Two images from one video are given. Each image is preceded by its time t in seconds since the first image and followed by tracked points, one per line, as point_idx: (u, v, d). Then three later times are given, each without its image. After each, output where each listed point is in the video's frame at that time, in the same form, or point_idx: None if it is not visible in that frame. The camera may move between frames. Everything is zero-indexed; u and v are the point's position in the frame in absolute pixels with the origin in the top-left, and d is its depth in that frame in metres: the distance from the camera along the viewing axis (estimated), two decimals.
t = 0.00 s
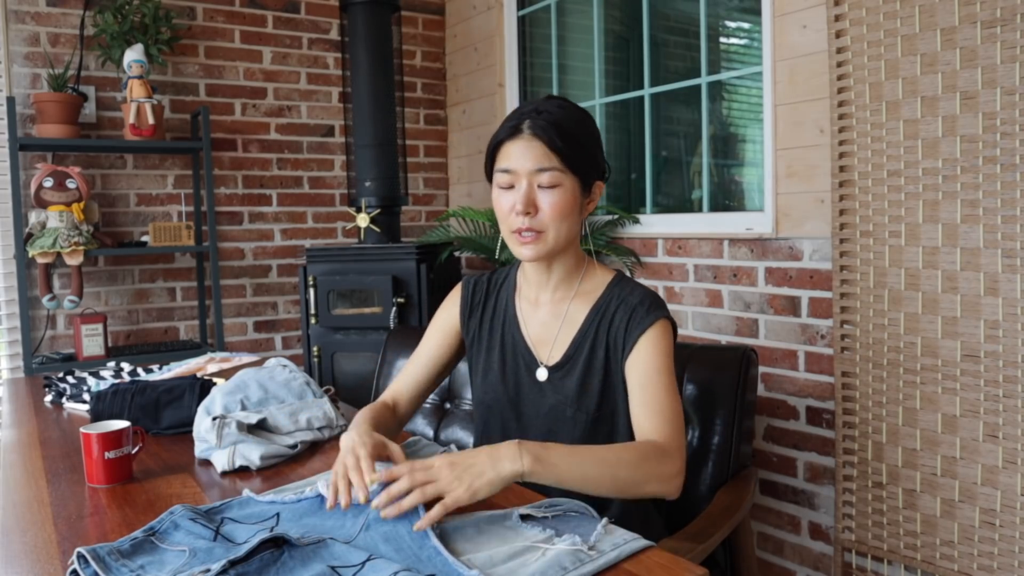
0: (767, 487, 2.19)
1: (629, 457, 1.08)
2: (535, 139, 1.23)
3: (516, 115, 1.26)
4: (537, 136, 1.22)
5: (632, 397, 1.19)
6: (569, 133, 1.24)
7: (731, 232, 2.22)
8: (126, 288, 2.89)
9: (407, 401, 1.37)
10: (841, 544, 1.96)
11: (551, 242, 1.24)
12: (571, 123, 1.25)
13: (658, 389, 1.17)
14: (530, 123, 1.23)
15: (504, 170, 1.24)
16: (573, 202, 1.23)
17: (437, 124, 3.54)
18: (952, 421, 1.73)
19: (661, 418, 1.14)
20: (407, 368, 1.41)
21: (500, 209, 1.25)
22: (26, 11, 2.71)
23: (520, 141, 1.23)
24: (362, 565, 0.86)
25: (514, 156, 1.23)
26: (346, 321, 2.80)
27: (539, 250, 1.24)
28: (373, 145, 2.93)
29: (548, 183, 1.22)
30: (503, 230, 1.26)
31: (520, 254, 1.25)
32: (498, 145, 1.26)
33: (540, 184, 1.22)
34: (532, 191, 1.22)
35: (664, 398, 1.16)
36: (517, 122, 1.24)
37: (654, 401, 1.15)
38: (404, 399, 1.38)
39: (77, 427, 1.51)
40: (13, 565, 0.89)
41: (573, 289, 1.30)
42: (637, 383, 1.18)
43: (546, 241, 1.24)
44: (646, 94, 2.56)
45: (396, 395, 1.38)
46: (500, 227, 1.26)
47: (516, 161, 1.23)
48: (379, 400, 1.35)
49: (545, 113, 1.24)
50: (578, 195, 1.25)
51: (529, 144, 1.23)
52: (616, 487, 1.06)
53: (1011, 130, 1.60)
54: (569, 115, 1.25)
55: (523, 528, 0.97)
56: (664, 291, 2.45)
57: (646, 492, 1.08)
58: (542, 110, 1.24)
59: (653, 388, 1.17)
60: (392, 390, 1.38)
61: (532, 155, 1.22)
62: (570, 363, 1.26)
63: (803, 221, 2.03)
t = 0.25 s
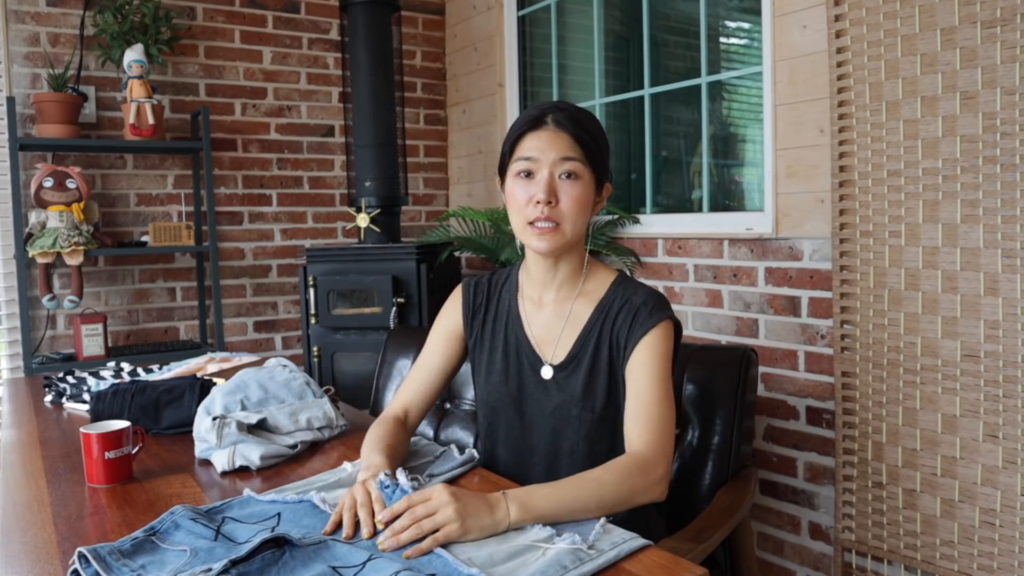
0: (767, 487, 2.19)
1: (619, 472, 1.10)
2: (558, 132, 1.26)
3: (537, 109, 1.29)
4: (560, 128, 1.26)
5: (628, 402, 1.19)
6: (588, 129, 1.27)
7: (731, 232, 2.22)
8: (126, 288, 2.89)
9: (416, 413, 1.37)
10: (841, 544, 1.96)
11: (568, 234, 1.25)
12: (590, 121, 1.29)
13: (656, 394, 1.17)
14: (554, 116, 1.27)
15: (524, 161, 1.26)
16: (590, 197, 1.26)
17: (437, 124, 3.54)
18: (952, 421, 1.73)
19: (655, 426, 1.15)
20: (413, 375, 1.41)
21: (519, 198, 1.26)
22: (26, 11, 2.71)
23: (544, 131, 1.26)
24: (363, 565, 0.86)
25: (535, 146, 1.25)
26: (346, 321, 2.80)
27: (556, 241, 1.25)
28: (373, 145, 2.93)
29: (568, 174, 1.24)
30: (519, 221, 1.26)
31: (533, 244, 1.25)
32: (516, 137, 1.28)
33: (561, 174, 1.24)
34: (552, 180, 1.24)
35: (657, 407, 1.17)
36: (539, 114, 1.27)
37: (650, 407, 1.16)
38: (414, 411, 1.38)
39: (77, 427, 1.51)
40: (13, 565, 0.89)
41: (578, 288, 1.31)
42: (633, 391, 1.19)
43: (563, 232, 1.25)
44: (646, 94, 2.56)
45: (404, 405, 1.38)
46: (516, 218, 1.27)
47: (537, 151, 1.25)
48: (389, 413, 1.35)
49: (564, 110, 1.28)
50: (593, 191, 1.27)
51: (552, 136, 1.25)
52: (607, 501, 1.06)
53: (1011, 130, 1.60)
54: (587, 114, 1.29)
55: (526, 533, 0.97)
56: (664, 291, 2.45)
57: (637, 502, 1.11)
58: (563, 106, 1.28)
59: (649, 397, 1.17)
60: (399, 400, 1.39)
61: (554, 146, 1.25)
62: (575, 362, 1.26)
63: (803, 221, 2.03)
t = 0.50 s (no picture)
0: (767, 487, 2.19)
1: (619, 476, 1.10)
2: (555, 131, 1.26)
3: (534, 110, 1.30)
4: (558, 128, 1.26)
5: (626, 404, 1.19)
6: (585, 130, 1.28)
7: (731, 233, 2.22)
8: (126, 288, 2.89)
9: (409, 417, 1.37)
10: (841, 544, 1.96)
11: (564, 233, 1.24)
12: (587, 122, 1.29)
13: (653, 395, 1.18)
14: (551, 116, 1.27)
15: (520, 159, 1.26)
16: (586, 197, 1.25)
17: (437, 124, 3.54)
18: (952, 421, 1.73)
19: (653, 427, 1.15)
20: (408, 377, 1.41)
21: (514, 197, 1.25)
22: (26, 11, 2.71)
23: (541, 131, 1.26)
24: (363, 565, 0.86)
25: (532, 145, 1.26)
26: (346, 321, 2.80)
27: (552, 240, 1.24)
28: (373, 145, 2.93)
29: (564, 173, 1.24)
30: (514, 220, 1.26)
31: (528, 244, 1.25)
32: (513, 137, 1.28)
33: (557, 174, 1.24)
34: (548, 179, 1.24)
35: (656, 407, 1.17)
36: (536, 115, 1.28)
37: (648, 408, 1.16)
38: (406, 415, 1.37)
39: (77, 427, 1.51)
40: (13, 565, 0.89)
41: (572, 288, 1.30)
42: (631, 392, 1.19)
43: (558, 231, 1.24)
44: (646, 94, 2.56)
45: (400, 406, 1.38)
46: (512, 217, 1.26)
47: (534, 150, 1.25)
48: (384, 417, 1.34)
49: (561, 110, 1.28)
50: (589, 192, 1.27)
51: (549, 135, 1.26)
52: (607, 503, 1.07)
53: (1011, 130, 1.60)
54: (584, 115, 1.30)
55: (526, 533, 0.97)
56: (664, 291, 2.45)
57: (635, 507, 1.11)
58: (561, 107, 1.29)
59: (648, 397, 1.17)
60: (395, 400, 1.39)
61: (551, 145, 1.25)
62: (570, 364, 1.26)
63: (803, 221, 2.03)
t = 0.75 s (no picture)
0: (767, 487, 2.19)
1: (622, 479, 1.10)
2: (551, 131, 1.26)
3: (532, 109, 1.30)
4: (554, 127, 1.26)
5: (625, 406, 1.19)
6: (583, 131, 1.28)
7: (731, 232, 2.22)
8: (126, 288, 2.89)
9: (406, 417, 1.37)
10: (841, 544, 1.96)
11: (558, 234, 1.25)
12: (585, 123, 1.29)
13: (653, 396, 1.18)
14: (549, 115, 1.27)
15: (516, 159, 1.26)
16: (582, 198, 1.25)
17: (437, 124, 3.54)
18: (952, 421, 1.73)
19: (653, 429, 1.15)
20: (407, 377, 1.41)
21: (509, 197, 1.25)
22: (26, 11, 2.71)
23: (538, 130, 1.26)
24: (363, 565, 0.86)
25: (529, 145, 1.26)
26: (346, 321, 2.80)
27: (546, 241, 1.24)
28: (373, 145, 2.93)
29: (560, 174, 1.24)
30: (509, 220, 1.26)
31: (522, 245, 1.25)
32: (509, 136, 1.28)
33: (552, 174, 1.24)
34: (544, 180, 1.24)
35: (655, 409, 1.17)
36: (533, 114, 1.28)
37: (648, 410, 1.16)
38: (404, 414, 1.37)
39: (77, 427, 1.51)
40: (13, 565, 0.89)
41: (569, 290, 1.31)
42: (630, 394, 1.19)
43: (553, 232, 1.24)
44: (646, 94, 2.56)
45: (397, 407, 1.38)
46: (507, 217, 1.26)
47: (530, 150, 1.25)
48: (381, 417, 1.34)
49: (558, 109, 1.28)
50: (585, 193, 1.27)
51: (545, 134, 1.26)
52: (608, 506, 1.06)
53: (1011, 130, 1.60)
54: (582, 115, 1.30)
55: (526, 534, 0.97)
56: (664, 291, 2.45)
57: (636, 510, 1.11)
58: (559, 107, 1.29)
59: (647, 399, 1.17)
60: (392, 400, 1.39)
61: (548, 145, 1.25)
62: (567, 366, 1.26)
63: (803, 221, 2.03)
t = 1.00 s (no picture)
0: (767, 487, 2.19)
1: (622, 480, 1.10)
2: (555, 132, 1.26)
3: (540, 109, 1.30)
4: (558, 129, 1.26)
5: (625, 407, 1.19)
6: (589, 135, 1.27)
7: (731, 232, 2.22)
8: (126, 288, 2.89)
9: (406, 417, 1.37)
10: (841, 544, 1.96)
11: (548, 234, 1.24)
12: (591, 126, 1.28)
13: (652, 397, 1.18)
14: (554, 116, 1.27)
15: (518, 156, 1.26)
16: (577, 201, 1.25)
17: (437, 124, 3.54)
18: (952, 421, 1.73)
19: (653, 430, 1.15)
20: (407, 378, 1.41)
21: (506, 194, 1.25)
22: (26, 11, 2.71)
23: (541, 131, 1.26)
24: (363, 565, 0.86)
25: (531, 145, 1.26)
26: (346, 321, 2.80)
27: (535, 239, 1.24)
28: (373, 145, 2.93)
29: (558, 176, 1.24)
30: (503, 216, 1.26)
31: (513, 242, 1.25)
32: (515, 133, 1.29)
33: (550, 175, 1.24)
34: (541, 180, 1.24)
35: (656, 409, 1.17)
36: (539, 114, 1.28)
37: (648, 411, 1.16)
38: (405, 414, 1.37)
39: (77, 427, 1.51)
40: (13, 565, 0.89)
41: (567, 291, 1.30)
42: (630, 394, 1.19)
43: (543, 232, 1.24)
44: (646, 94, 2.56)
45: (397, 407, 1.38)
46: (502, 212, 1.26)
47: (531, 149, 1.25)
48: (382, 417, 1.34)
49: (566, 112, 1.28)
50: (582, 198, 1.26)
51: (547, 135, 1.26)
52: (608, 506, 1.06)
53: (1011, 130, 1.60)
54: (590, 119, 1.29)
55: (526, 534, 0.97)
56: (664, 291, 2.45)
57: (636, 511, 1.11)
58: (565, 109, 1.28)
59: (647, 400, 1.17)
60: (393, 400, 1.39)
61: (549, 146, 1.25)
62: (566, 367, 1.26)
63: (803, 221, 2.03)
